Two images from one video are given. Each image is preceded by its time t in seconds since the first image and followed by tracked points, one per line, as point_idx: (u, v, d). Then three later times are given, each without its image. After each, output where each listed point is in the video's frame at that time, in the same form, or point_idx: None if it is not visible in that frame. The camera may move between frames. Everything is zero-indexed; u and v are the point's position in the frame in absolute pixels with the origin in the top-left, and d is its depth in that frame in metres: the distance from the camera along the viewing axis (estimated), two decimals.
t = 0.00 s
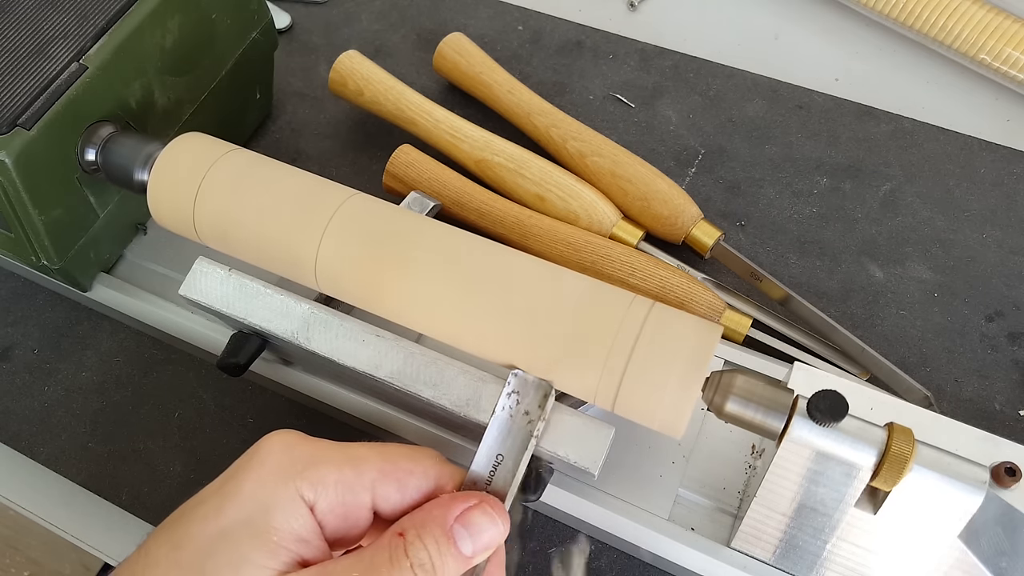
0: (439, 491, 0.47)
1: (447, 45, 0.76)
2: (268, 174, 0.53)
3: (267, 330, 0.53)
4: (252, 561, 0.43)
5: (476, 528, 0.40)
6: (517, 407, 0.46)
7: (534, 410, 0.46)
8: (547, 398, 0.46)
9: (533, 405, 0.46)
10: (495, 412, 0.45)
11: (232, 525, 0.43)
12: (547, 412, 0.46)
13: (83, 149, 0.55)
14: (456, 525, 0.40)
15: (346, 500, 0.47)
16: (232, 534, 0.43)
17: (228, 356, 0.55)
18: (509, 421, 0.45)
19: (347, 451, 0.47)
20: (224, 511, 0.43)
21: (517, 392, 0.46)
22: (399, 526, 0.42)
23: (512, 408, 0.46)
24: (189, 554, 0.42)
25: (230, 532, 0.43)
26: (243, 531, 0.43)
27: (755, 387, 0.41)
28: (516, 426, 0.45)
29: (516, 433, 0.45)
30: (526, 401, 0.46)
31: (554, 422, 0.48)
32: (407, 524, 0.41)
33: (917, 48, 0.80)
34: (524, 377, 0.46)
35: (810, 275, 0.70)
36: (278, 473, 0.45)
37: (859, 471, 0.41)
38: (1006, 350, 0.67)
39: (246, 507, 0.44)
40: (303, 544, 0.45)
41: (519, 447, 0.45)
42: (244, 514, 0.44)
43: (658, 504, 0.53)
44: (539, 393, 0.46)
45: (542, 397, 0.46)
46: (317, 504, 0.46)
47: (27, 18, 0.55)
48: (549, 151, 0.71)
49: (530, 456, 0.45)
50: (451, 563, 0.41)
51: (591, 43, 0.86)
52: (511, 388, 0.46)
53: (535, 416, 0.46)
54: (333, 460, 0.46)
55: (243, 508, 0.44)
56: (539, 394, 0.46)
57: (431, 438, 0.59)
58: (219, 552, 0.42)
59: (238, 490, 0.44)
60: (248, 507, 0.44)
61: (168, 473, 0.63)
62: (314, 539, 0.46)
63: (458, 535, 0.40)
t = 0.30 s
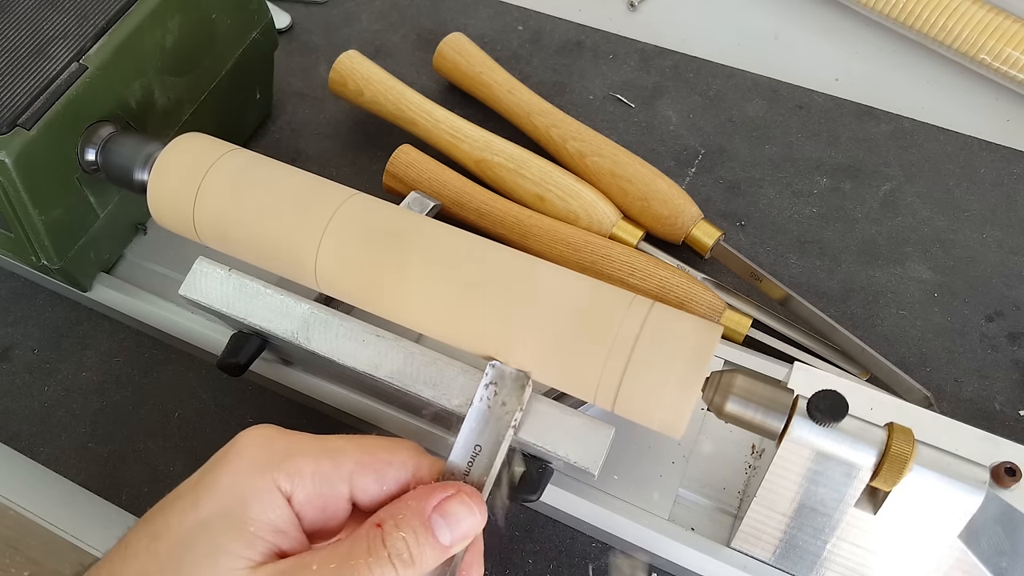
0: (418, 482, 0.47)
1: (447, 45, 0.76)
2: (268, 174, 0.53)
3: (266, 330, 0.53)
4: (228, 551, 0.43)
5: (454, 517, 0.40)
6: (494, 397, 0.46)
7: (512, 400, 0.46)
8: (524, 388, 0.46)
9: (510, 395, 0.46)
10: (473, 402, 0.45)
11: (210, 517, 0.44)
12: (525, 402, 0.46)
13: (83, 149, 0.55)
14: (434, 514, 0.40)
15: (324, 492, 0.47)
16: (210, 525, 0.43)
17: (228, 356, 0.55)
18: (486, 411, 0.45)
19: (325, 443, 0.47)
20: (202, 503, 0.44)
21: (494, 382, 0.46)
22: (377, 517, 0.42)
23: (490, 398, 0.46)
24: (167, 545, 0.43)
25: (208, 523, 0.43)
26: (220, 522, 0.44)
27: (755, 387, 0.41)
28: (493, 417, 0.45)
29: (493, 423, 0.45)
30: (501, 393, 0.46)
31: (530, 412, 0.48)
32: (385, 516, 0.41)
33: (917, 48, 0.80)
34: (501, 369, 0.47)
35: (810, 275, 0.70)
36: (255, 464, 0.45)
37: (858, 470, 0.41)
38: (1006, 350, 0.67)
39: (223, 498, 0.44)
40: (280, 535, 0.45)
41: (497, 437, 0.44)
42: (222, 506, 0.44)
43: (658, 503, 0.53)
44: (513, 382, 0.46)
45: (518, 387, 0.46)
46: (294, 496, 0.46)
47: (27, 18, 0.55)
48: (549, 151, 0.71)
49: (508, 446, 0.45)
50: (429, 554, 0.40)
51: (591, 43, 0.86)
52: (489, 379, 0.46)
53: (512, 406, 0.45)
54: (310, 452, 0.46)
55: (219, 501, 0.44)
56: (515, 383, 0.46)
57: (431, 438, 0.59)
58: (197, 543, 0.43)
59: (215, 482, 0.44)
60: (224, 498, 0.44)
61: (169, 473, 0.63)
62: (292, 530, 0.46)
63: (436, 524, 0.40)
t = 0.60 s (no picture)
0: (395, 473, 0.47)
1: (447, 45, 0.76)
2: (268, 174, 0.53)
3: (267, 330, 0.53)
4: (203, 539, 0.43)
5: (430, 506, 0.41)
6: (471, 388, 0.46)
7: (489, 390, 0.46)
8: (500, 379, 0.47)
9: (487, 385, 0.46)
10: (451, 393, 0.46)
11: (185, 505, 0.43)
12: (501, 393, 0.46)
13: (83, 149, 0.55)
14: (410, 504, 0.41)
15: (300, 481, 0.47)
16: (186, 513, 0.43)
17: (228, 356, 0.55)
18: (463, 401, 0.46)
19: (302, 434, 0.48)
20: (177, 491, 0.44)
21: (471, 373, 0.47)
22: (353, 507, 0.42)
23: (467, 389, 0.46)
24: (143, 532, 0.43)
25: (184, 511, 0.43)
26: (195, 510, 0.43)
27: (755, 387, 0.41)
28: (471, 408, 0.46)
29: (471, 413, 0.45)
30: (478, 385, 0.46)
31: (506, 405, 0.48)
32: (362, 505, 0.42)
33: (916, 48, 0.80)
34: (478, 359, 0.47)
35: (810, 275, 0.70)
36: (231, 454, 0.45)
37: (859, 471, 0.41)
38: (1006, 350, 0.67)
39: (199, 485, 0.44)
40: (255, 523, 0.45)
41: (474, 427, 0.45)
42: (198, 494, 0.44)
43: (658, 503, 0.53)
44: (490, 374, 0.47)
45: (494, 379, 0.47)
46: (270, 485, 0.47)
47: (27, 18, 0.55)
48: (549, 151, 0.71)
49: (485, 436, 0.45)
50: (406, 543, 0.41)
51: (591, 43, 0.86)
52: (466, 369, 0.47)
53: (489, 396, 0.46)
54: (287, 442, 0.47)
55: (195, 488, 0.44)
56: (492, 376, 0.47)
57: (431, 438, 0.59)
58: (173, 531, 0.43)
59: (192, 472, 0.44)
60: (200, 486, 0.44)
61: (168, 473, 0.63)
62: (267, 518, 0.46)
63: (412, 514, 0.41)
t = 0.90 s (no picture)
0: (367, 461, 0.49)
1: (447, 45, 0.76)
2: (268, 174, 0.53)
3: (267, 330, 0.53)
4: (176, 525, 0.43)
5: (404, 494, 0.41)
6: (445, 377, 0.47)
7: (463, 379, 0.47)
8: (474, 368, 0.48)
9: (461, 374, 0.47)
10: (425, 382, 0.47)
11: (159, 492, 0.45)
12: (476, 382, 0.47)
13: (83, 149, 0.55)
14: (385, 492, 0.42)
15: (274, 469, 0.49)
16: (159, 500, 0.44)
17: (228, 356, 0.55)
18: (437, 390, 0.47)
19: (276, 424, 0.50)
20: (152, 479, 0.45)
21: (445, 362, 0.48)
22: (328, 495, 0.43)
23: (441, 378, 0.47)
24: (118, 519, 0.44)
25: (159, 499, 0.44)
26: (169, 497, 0.45)
27: (755, 387, 0.41)
28: (444, 396, 0.47)
29: (445, 402, 0.46)
30: (451, 375, 0.48)
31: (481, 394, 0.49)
32: (337, 492, 0.43)
33: (916, 48, 0.80)
34: (452, 348, 0.48)
35: (810, 275, 0.70)
36: (205, 443, 0.47)
37: (859, 470, 0.41)
38: (1006, 350, 0.67)
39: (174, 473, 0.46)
40: (230, 510, 0.46)
41: (448, 415, 0.46)
42: (173, 481, 0.45)
43: (658, 504, 0.53)
44: (464, 364, 0.48)
45: (468, 367, 0.48)
46: (244, 472, 0.48)
47: (27, 18, 0.55)
48: (549, 151, 0.71)
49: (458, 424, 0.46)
50: (380, 531, 0.42)
51: (591, 43, 0.86)
52: (440, 359, 0.48)
53: (463, 385, 0.47)
54: (261, 432, 0.49)
55: (170, 476, 0.45)
56: (465, 365, 0.48)
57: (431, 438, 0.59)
58: (147, 517, 0.44)
59: (167, 460, 0.46)
60: (174, 474, 0.46)
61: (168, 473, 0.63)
62: (242, 505, 0.47)
63: (387, 501, 0.41)
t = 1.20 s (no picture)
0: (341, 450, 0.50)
1: (447, 45, 0.76)
2: (268, 174, 0.53)
3: (266, 330, 0.53)
4: (149, 513, 0.43)
5: (378, 482, 0.41)
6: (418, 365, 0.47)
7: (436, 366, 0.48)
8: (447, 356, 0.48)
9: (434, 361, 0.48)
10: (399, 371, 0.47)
11: (132, 481, 0.44)
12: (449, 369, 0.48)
13: (83, 149, 0.55)
14: (358, 479, 0.42)
15: (247, 458, 0.50)
16: (133, 489, 0.44)
17: (228, 356, 0.55)
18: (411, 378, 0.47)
19: (249, 414, 0.50)
20: (124, 468, 0.45)
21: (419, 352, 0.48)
22: (302, 484, 0.43)
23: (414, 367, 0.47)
24: (91, 508, 0.43)
25: (131, 488, 0.44)
26: (142, 486, 0.44)
27: (755, 387, 0.41)
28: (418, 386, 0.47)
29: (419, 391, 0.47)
30: (425, 365, 0.48)
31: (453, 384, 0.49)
32: (310, 481, 0.43)
33: (916, 48, 0.80)
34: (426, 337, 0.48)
35: (809, 275, 0.70)
36: (178, 432, 0.47)
37: (858, 471, 0.41)
38: (1006, 350, 0.67)
39: (147, 462, 0.45)
40: (202, 498, 0.47)
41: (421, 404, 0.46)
42: (146, 470, 0.45)
43: (657, 503, 0.53)
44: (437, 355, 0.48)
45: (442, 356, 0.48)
46: (217, 461, 0.49)
47: (26, 17, 0.55)
48: (549, 151, 0.71)
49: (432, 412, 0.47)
50: (354, 518, 0.42)
51: (591, 43, 0.86)
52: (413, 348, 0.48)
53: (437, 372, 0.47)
54: (233, 421, 0.49)
55: (143, 466, 0.45)
56: (438, 354, 0.48)
57: (431, 438, 0.59)
58: (120, 505, 0.43)
59: (140, 449, 0.46)
60: (147, 463, 0.45)
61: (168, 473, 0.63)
62: (214, 494, 0.48)
63: (360, 489, 0.42)
